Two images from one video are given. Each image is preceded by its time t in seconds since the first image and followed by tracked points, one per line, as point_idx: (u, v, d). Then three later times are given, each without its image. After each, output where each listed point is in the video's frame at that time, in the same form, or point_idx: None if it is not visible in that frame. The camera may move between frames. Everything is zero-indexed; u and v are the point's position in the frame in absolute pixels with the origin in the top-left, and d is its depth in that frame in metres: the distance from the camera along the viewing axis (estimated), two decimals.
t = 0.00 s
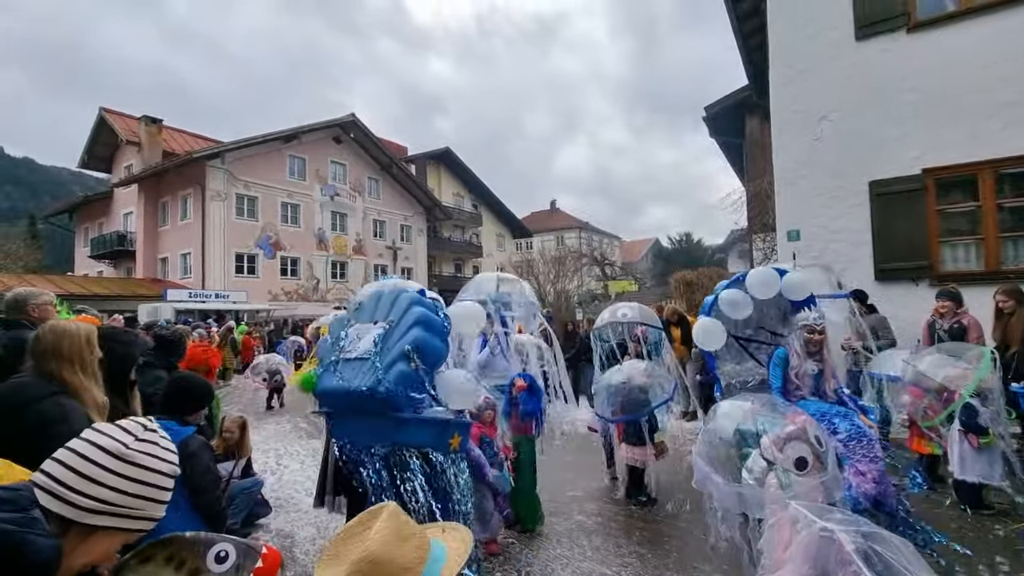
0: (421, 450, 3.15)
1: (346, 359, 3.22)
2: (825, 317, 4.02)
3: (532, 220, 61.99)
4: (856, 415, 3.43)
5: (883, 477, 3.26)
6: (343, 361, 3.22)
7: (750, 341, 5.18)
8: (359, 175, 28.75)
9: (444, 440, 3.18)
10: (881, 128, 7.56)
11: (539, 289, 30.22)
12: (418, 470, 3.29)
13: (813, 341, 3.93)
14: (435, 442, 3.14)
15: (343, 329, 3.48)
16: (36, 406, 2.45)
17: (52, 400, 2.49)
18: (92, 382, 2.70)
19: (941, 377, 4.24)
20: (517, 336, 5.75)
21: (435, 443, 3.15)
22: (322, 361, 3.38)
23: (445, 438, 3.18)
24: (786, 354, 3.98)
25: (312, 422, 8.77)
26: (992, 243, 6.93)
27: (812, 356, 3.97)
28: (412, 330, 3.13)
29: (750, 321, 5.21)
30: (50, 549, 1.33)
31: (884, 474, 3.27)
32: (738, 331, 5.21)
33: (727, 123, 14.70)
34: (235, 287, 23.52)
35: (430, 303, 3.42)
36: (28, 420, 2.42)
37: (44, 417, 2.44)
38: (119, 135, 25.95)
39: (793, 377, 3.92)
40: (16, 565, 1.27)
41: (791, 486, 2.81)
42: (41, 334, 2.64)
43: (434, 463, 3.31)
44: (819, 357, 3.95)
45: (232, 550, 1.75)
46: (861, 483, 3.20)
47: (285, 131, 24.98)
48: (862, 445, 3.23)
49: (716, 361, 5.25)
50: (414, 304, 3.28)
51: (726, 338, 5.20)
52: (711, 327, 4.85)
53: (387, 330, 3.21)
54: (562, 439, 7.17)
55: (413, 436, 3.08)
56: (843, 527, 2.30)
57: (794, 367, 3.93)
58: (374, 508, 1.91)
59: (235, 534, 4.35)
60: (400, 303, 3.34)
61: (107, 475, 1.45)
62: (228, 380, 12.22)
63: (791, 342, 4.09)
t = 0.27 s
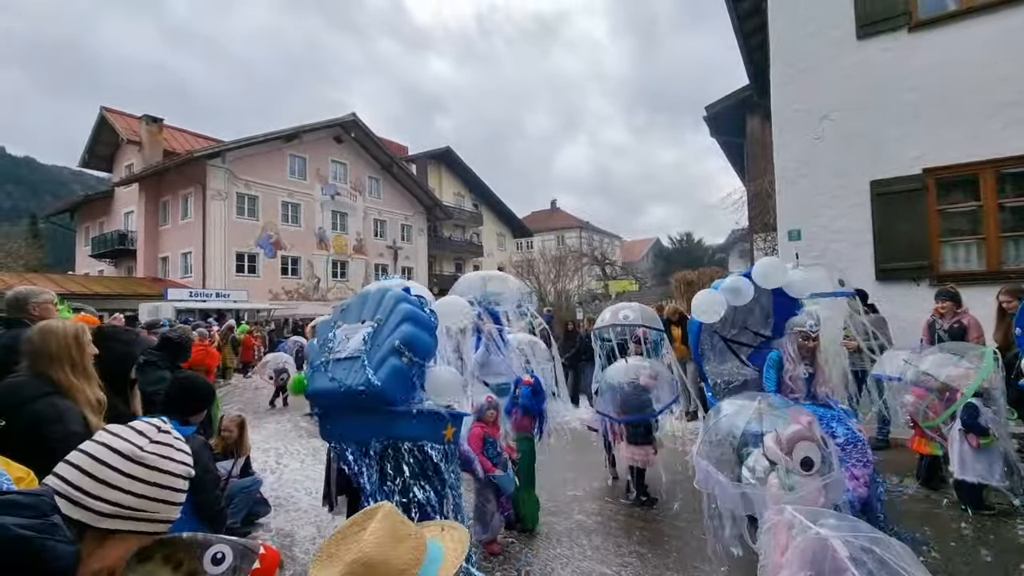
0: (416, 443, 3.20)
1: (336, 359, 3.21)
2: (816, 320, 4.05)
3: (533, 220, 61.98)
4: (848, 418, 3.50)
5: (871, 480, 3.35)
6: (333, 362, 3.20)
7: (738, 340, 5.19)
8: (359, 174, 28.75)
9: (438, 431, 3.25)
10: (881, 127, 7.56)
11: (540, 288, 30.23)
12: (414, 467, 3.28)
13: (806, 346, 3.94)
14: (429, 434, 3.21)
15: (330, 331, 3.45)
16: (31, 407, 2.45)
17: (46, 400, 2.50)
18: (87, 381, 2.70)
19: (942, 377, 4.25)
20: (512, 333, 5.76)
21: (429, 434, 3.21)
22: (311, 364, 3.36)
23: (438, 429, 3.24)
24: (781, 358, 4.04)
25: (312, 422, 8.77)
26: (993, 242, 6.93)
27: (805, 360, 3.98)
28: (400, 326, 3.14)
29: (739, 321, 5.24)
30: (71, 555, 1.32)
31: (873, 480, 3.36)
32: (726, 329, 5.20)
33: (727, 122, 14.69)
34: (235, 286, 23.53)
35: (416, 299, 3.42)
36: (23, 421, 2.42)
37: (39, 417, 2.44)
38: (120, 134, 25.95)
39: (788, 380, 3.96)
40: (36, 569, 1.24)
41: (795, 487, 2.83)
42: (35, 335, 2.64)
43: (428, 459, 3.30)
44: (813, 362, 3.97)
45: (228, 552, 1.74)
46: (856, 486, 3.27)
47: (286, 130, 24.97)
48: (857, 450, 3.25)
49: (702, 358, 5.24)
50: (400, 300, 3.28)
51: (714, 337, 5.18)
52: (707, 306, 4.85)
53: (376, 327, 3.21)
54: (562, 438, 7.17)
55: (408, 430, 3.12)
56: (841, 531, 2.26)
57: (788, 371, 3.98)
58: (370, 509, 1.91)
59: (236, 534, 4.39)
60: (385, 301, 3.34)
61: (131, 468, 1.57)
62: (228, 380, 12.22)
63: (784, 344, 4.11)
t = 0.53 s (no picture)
0: (415, 440, 3.18)
1: (333, 358, 3.22)
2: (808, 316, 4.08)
3: (533, 220, 61.98)
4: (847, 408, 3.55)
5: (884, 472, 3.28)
6: (332, 361, 3.21)
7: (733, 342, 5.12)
8: (360, 174, 28.75)
9: (436, 428, 3.24)
10: (883, 127, 7.55)
11: (540, 288, 30.22)
12: (414, 463, 3.25)
13: (804, 342, 3.97)
14: (428, 430, 3.19)
15: (327, 330, 3.46)
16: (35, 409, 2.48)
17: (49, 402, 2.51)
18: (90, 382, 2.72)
19: (943, 377, 4.25)
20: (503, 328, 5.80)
21: (427, 431, 3.19)
22: (309, 363, 3.37)
23: (436, 426, 3.23)
24: (778, 355, 4.02)
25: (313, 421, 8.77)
26: (995, 242, 6.92)
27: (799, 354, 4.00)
28: (397, 324, 3.13)
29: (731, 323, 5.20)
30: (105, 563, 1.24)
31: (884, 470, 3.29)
32: (722, 332, 5.13)
33: (728, 122, 14.68)
34: (236, 286, 23.53)
35: (412, 297, 3.42)
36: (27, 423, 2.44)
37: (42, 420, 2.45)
38: (120, 134, 25.96)
39: (787, 376, 3.95)
40: None
41: (791, 486, 2.81)
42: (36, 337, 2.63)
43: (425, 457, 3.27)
44: (809, 359, 3.99)
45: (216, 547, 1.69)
46: (873, 475, 3.18)
47: (286, 130, 24.98)
48: (867, 437, 3.25)
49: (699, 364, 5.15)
50: (396, 298, 3.28)
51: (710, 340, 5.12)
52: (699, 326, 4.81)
53: (373, 326, 3.21)
54: (562, 438, 7.17)
55: (407, 427, 3.11)
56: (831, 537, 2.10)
57: (786, 367, 3.97)
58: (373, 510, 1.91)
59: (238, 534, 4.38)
60: (382, 299, 3.33)
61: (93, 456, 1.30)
62: (229, 380, 12.22)
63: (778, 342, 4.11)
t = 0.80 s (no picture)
0: (419, 441, 3.18)
1: (337, 359, 3.24)
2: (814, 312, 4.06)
3: (535, 219, 61.98)
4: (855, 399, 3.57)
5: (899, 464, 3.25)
6: (335, 362, 3.23)
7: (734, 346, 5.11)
8: (362, 174, 28.76)
9: (439, 428, 3.23)
10: (885, 126, 7.54)
11: (541, 287, 30.23)
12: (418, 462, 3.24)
13: (809, 340, 3.97)
14: (432, 431, 3.19)
15: (330, 330, 3.47)
16: (52, 404, 2.44)
17: (67, 399, 2.49)
18: (105, 382, 2.70)
19: (949, 375, 4.27)
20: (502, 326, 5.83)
21: (431, 430, 3.20)
22: (311, 363, 3.39)
23: (439, 425, 3.23)
24: (785, 355, 4.05)
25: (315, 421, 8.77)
26: (997, 241, 6.91)
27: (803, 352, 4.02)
28: (400, 325, 3.14)
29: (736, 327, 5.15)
30: None
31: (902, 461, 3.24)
32: (722, 337, 5.11)
33: (730, 120, 14.65)
34: (238, 286, 23.56)
35: (415, 297, 3.42)
36: (43, 418, 2.40)
37: (60, 417, 2.43)
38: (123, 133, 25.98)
39: (795, 374, 3.96)
40: None
41: (792, 481, 2.81)
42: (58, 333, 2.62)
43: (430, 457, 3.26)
44: (813, 357, 4.01)
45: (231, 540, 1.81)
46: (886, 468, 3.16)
47: (288, 130, 24.99)
48: (879, 429, 3.23)
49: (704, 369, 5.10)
50: (399, 299, 3.29)
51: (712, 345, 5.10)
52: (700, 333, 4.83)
53: (376, 326, 3.22)
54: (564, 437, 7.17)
55: (410, 427, 3.11)
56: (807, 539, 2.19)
57: (793, 366, 3.98)
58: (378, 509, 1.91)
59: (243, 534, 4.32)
60: (385, 300, 3.34)
61: (163, 513, 1.48)
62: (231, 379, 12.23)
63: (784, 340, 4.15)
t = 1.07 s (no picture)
0: (425, 433, 3.16)
1: (341, 356, 3.26)
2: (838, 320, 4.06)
3: (536, 218, 61.96)
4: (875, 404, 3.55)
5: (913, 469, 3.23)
6: (340, 359, 3.25)
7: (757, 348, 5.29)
8: (363, 172, 28.77)
9: (445, 420, 3.22)
10: (887, 125, 7.52)
11: (543, 286, 30.22)
12: (424, 454, 3.22)
13: (827, 345, 3.99)
14: (437, 423, 3.17)
15: (335, 330, 3.49)
16: (65, 401, 2.44)
17: (85, 396, 2.50)
18: (125, 382, 2.70)
19: (955, 373, 4.29)
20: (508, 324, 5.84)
21: (436, 423, 3.18)
22: (316, 362, 3.41)
23: (444, 418, 3.21)
24: (803, 359, 4.09)
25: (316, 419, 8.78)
26: (1001, 240, 6.89)
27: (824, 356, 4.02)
28: (405, 319, 3.13)
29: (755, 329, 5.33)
30: None
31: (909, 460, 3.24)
32: (747, 340, 5.31)
33: (731, 119, 14.62)
34: (240, 284, 23.59)
35: (419, 295, 3.43)
36: (56, 414, 2.40)
37: (70, 416, 2.42)
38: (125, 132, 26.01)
39: (811, 378, 4.00)
40: None
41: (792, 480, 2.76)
42: (90, 334, 2.64)
43: (435, 450, 3.24)
44: (834, 360, 3.99)
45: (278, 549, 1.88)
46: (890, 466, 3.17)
47: (290, 128, 24.99)
48: (891, 433, 3.23)
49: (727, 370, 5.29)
50: (403, 296, 3.30)
51: (733, 347, 5.27)
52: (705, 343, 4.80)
53: (380, 323, 3.22)
54: (566, 436, 7.17)
55: (416, 419, 3.09)
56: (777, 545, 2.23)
57: (811, 370, 4.01)
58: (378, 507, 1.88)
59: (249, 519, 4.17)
60: (389, 297, 3.35)
61: (214, 556, 1.56)
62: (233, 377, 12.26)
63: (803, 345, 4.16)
